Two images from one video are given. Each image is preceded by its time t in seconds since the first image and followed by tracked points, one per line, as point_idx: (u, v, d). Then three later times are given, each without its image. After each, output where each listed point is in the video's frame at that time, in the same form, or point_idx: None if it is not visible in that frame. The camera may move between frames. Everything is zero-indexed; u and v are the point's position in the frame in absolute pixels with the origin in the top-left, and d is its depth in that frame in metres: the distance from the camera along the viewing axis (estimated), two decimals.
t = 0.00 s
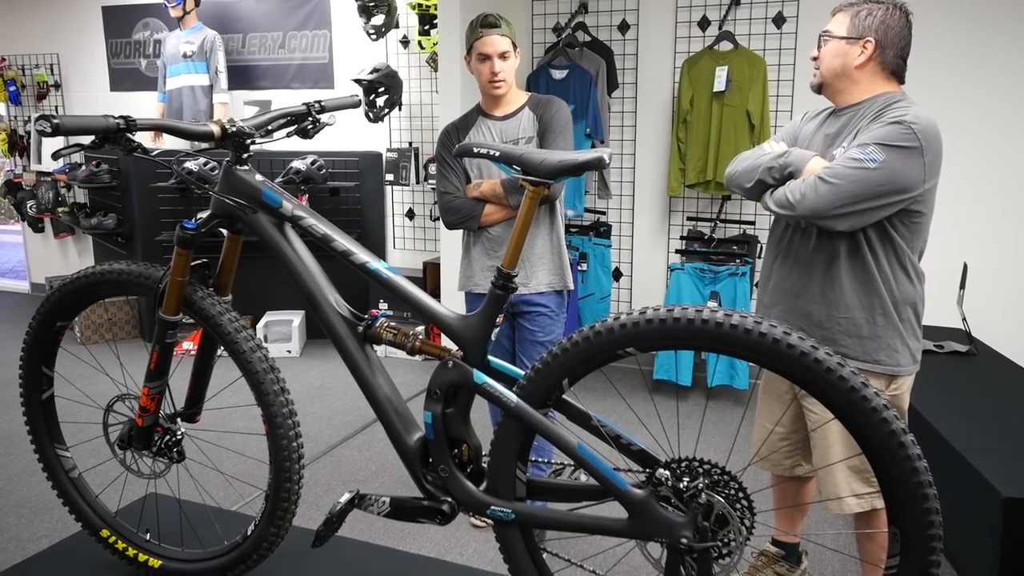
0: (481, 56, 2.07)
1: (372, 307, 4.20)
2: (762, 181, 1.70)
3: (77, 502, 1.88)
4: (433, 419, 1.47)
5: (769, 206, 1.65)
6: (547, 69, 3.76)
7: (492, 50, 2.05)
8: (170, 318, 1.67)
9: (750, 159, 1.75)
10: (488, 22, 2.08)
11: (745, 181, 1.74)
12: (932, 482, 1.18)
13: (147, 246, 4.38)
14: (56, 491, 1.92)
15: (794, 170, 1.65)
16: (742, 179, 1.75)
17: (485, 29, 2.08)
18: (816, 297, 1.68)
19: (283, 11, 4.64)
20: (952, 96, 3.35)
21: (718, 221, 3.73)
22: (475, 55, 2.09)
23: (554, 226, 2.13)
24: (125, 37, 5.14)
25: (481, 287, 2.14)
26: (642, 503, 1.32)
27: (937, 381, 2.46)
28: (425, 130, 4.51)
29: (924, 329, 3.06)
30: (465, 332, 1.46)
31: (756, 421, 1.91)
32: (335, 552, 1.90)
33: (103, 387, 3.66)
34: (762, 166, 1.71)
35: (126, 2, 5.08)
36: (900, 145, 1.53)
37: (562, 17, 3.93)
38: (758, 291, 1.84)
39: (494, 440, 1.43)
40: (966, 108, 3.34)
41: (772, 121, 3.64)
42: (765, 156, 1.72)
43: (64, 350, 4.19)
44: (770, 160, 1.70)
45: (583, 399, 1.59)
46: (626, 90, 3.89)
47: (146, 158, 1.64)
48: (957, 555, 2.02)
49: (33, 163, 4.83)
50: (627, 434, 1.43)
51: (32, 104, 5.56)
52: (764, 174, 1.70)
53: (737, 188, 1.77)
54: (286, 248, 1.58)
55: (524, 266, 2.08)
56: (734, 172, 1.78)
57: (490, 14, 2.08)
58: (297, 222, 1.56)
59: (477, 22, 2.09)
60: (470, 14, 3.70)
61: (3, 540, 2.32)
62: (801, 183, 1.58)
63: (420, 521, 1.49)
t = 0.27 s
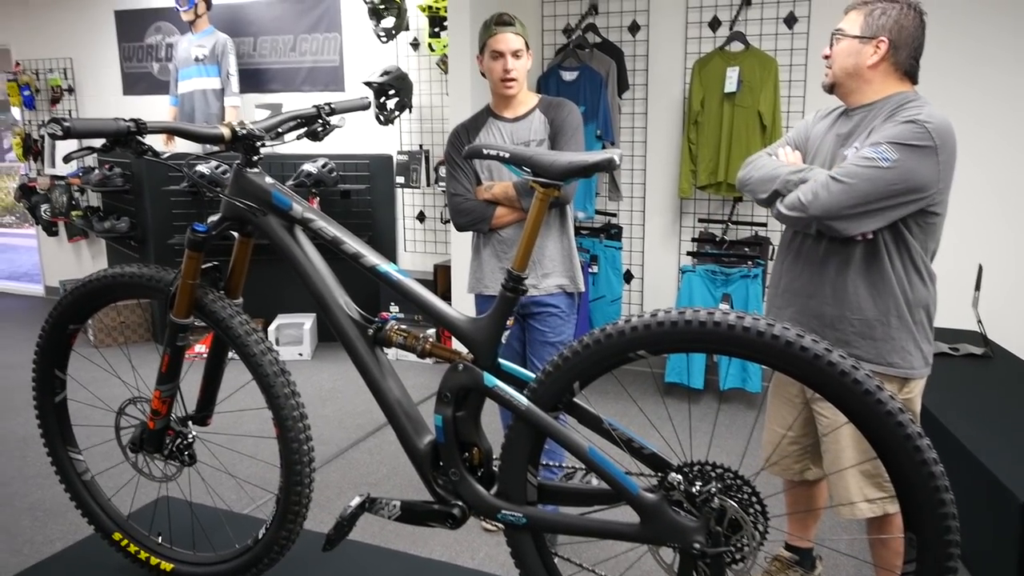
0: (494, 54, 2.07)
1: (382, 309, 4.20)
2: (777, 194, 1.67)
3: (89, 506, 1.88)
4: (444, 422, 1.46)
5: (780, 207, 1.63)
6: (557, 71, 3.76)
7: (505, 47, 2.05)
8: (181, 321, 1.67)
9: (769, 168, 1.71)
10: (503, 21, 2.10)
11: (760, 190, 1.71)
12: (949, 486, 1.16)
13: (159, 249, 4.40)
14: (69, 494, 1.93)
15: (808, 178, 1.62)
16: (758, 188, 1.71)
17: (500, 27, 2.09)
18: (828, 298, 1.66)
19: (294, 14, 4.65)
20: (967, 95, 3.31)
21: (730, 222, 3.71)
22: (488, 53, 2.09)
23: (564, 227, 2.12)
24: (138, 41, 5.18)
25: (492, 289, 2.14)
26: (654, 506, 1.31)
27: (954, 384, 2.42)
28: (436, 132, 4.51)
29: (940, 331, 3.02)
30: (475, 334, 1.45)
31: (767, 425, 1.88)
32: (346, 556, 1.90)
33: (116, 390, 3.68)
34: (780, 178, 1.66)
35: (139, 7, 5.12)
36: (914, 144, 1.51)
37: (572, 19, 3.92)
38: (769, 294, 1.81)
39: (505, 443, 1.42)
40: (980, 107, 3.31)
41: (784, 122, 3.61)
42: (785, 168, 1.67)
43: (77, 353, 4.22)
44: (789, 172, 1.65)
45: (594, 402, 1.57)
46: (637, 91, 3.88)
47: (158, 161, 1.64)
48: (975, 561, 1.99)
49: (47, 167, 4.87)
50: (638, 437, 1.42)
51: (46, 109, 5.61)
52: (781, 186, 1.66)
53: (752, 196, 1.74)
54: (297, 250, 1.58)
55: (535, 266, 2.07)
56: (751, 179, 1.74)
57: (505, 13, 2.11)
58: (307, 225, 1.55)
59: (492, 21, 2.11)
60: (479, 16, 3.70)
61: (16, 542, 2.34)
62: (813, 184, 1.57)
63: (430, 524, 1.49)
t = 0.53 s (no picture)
0: (503, 51, 2.05)
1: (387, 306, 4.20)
2: (783, 205, 1.67)
3: (92, 499, 1.89)
4: (447, 419, 1.45)
5: (796, 226, 1.62)
6: (564, 68, 3.74)
7: (515, 45, 2.04)
8: (186, 316, 1.67)
9: (774, 177, 1.71)
10: (512, 17, 2.07)
11: (766, 200, 1.71)
12: (955, 489, 1.15)
13: (165, 243, 4.41)
14: (72, 487, 1.93)
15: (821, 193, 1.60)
16: (764, 198, 1.71)
17: (510, 24, 2.07)
18: (834, 298, 1.65)
19: (302, 10, 4.65)
20: (976, 97, 3.29)
21: (737, 223, 3.69)
22: (497, 50, 2.07)
23: (572, 227, 2.12)
24: (145, 36, 5.18)
25: (497, 286, 2.13)
26: (657, 506, 1.30)
27: (961, 387, 2.41)
28: (442, 129, 4.50)
29: (946, 334, 3.00)
30: (480, 331, 1.44)
31: (767, 426, 1.87)
32: (348, 552, 1.90)
33: (120, 384, 3.69)
34: (785, 188, 1.66)
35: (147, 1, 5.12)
36: (929, 156, 1.50)
37: (581, 17, 3.89)
38: (774, 292, 1.80)
39: (508, 440, 1.41)
40: (990, 109, 3.29)
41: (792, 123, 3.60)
42: (788, 176, 1.68)
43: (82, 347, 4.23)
44: (792, 181, 1.65)
45: (598, 401, 1.57)
46: (645, 90, 3.86)
47: (164, 155, 1.64)
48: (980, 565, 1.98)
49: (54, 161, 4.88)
50: (643, 437, 1.41)
51: (54, 102, 5.62)
52: (786, 197, 1.66)
53: (758, 205, 1.74)
54: (302, 246, 1.57)
55: (543, 262, 2.07)
56: (756, 188, 1.74)
57: (515, 9, 2.07)
58: (313, 220, 1.55)
59: (500, 18, 2.08)
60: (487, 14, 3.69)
61: (19, 535, 2.34)
62: (828, 202, 1.55)
63: (432, 522, 1.48)
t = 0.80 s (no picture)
0: (511, 63, 2.05)
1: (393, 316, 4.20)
2: (791, 218, 1.66)
3: (98, 508, 1.88)
4: (454, 431, 1.45)
5: (808, 240, 1.60)
6: (572, 80, 3.75)
7: (522, 58, 2.03)
8: (193, 325, 1.67)
9: (780, 190, 1.70)
10: (519, 30, 2.08)
11: (774, 213, 1.69)
12: (967, 506, 1.14)
13: (173, 252, 4.43)
14: (77, 497, 1.93)
15: (832, 209, 1.59)
16: (771, 211, 1.70)
17: (516, 37, 2.07)
18: (844, 310, 1.63)
19: (311, 21, 4.69)
20: (986, 110, 3.28)
21: (744, 235, 3.68)
22: (504, 62, 2.06)
23: (580, 239, 2.13)
24: (156, 46, 5.23)
25: (505, 297, 2.12)
26: (665, 521, 1.29)
27: (972, 402, 2.38)
28: (450, 140, 4.52)
29: (956, 348, 2.98)
30: (486, 343, 1.44)
31: (772, 440, 1.85)
32: (352, 563, 1.89)
33: (127, 392, 3.70)
34: (791, 202, 1.65)
35: (158, 12, 5.17)
36: (944, 173, 1.49)
37: (589, 29, 3.92)
38: (784, 304, 1.78)
39: (515, 452, 1.40)
40: (999, 122, 3.27)
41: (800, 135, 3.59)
42: (794, 189, 1.67)
43: (90, 355, 4.25)
44: (799, 195, 1.65)
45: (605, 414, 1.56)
46: (652, 102, 3.87)
47: (174, 165, 1.65)
48: None
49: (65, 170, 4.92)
50: (650, 450, 1.40)
51: (65, 112, 5.67)
52: (793, 211, 1.65)
53: (765, 218, 1.73)
54: (310, 257, 1.57)
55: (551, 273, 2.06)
56: (763, 202, 1.73)
57: (520, 22, 2.08)
58: (320, 231, 1.55)
59: (507, 30, 2.08)
60: (496, 25, 3.71)
61: (25, 543, 2.34)
62: (842, 219, 1.53)
63: (438, 534, 1.47)
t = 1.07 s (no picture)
0: (520, 61, 2.05)
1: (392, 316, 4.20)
2: (794, 221, 1.66)
3: (94, 505, 1.88)
4: (451, 431, 1.44)
5: (813, 244, 1.60)
6: (573, 80, 3.75)
7: (532, 55, 2.05)
8: (191, 322, 1.66)
9: (784, 192, 1.70)
10: (527, 29, 2.09)
11: (777, 215, 1.69)
12: (965, 509, 1.14)
13: (171, 250, 4.42)
14: (73, 493, 1.92)
15: (837, 212, 1.59)
16: (774, 213, 1.70)
17: (524, 35, 2.08)
18: (847, 313, 1.63)
19: (312, 19, 4.68)
20: (985, 114, 3.28)
21: (743, 237, 3.68)
22: (512, 60, 2.06)
23: (578, 242, 2.13)
24: (156, 43, 5.22)
25: (503, 297, 2.12)
26: (662, 522, 1.29)
27: (970, 405, 2.38)
28: (450, 139, 4.51)
29: (954, 351, 2.98)
30: (484, 342, 1.43)
31: (773, 442, 1.85)
32: (348, 562, 1.88)
33: (124, 389, 3.69)
34: (795, 204, 1.66)
35: (158, 8, 5.16)
36: (950, 177, 1.49)
37: (589, 29, 3.93)
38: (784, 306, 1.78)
39: (512, 453, 1.40)
40: (999, 126, 3.28)
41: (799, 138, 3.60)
42: (797, 191, 1.67)
43: (87, 351, 4.24)
44: (803, 198, 1.65)
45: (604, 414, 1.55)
46: (652, 103, 3.87)
47: (172, 162, 1.64)
48: None
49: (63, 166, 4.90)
50: (648, 451, 1.39)
51: (64, 108, 5.66)
52: (797, 214, 1.65)
53: (768, 220, 1.73)
54: (309, 255, 1.57)
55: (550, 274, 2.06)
56: (766, 204, 1.73)
57: (529, 21, 2.10)
58: (319, 229, 1.55)
59: (514, 27, 2.09)
60: (496, 25, 3.70)
61: (20, 539, 2.33)
62: (847, 223, 1.53)
63: (434, 534, 1.47)
